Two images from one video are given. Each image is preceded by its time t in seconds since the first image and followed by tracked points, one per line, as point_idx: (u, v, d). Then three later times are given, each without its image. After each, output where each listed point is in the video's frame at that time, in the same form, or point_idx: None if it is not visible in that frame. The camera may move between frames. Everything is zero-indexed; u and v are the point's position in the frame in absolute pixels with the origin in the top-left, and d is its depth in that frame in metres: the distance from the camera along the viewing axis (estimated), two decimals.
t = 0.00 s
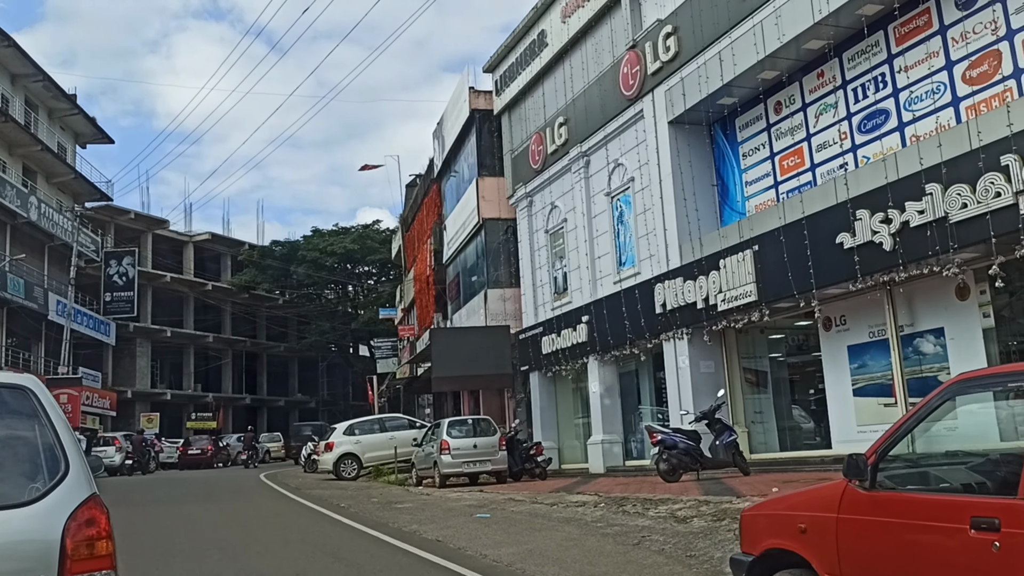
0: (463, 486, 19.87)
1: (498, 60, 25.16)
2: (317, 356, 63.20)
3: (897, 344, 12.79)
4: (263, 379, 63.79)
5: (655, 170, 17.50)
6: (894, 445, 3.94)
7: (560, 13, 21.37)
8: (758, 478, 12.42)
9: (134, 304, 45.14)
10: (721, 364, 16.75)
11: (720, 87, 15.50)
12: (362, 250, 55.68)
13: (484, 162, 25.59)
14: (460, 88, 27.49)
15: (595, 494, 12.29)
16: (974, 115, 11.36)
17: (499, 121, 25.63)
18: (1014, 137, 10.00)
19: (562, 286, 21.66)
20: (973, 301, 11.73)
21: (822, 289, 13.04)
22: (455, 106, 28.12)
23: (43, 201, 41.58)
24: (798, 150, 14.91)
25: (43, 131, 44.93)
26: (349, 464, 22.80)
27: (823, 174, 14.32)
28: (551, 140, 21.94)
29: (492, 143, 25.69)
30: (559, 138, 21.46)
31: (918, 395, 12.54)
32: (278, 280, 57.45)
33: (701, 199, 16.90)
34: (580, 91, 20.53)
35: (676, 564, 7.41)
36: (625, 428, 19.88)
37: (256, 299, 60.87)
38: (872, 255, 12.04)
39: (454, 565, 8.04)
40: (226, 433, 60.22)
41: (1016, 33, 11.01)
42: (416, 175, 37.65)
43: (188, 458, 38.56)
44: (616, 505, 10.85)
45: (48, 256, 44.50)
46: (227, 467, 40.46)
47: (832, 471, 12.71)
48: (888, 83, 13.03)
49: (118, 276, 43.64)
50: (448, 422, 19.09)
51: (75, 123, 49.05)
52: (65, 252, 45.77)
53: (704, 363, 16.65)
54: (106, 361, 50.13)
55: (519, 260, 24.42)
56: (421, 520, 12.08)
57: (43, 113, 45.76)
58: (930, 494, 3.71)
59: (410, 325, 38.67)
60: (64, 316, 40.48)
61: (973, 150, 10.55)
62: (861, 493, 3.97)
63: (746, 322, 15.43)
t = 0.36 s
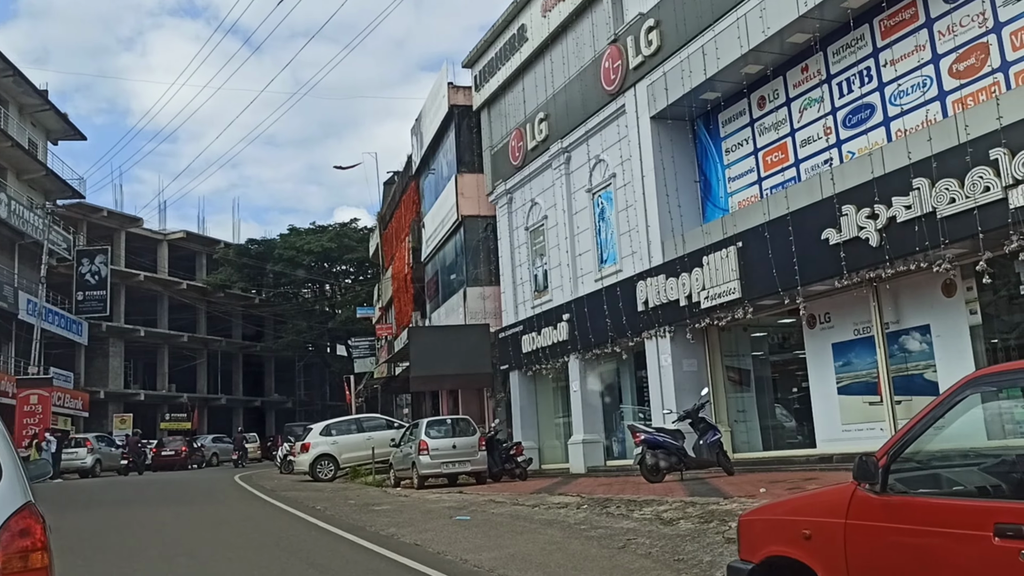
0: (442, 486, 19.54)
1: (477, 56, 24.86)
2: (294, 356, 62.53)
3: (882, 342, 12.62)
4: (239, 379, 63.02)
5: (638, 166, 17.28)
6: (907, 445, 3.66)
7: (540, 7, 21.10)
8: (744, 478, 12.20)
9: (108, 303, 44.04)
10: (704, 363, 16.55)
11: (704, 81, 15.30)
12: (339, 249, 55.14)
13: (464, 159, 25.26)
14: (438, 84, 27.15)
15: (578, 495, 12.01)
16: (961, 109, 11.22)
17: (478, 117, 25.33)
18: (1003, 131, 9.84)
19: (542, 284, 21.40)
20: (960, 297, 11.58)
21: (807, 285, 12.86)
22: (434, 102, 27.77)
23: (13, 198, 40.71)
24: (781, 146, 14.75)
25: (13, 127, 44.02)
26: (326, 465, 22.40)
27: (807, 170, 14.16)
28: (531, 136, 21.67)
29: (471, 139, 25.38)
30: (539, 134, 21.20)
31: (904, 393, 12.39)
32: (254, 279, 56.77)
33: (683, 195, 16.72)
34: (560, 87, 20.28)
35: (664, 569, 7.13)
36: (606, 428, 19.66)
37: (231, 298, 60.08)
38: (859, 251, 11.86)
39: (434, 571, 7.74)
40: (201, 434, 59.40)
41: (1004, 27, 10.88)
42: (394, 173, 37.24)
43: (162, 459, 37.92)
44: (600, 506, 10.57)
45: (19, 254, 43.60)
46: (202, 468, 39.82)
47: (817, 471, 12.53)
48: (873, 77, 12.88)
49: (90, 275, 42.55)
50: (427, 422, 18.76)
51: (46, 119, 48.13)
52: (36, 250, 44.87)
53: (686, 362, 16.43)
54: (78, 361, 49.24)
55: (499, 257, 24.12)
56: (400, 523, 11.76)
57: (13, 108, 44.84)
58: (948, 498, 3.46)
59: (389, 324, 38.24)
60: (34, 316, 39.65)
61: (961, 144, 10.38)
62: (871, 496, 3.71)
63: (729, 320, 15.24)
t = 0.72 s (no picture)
0: (417, 487, 19.13)
1: (453, 50, 24.47)
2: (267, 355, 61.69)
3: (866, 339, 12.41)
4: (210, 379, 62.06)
5: (617, 161, 17.00)
6: (927, 447, 3.36)
7: None
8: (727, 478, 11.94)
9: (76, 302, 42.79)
10: (684, 361, 16.27)
11: (684, 74, 15.03)
12: (313, 247, 54.45)
13: (439, 154, 24.85)
14: (413, 78, 26.69)
15: (558, 497, 11.67)
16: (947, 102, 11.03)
17: (454, 113, 24.93)
18: (992, 123, 9.63)
19: (520, 281, 21.06)
20: (945, 293, 11.39)
21: (790, 281, 12.62)
22: (409, 97, 27.33)
23: None
24: (763, 140, 14.52)
25: None
26: (298, 467, 21.89)
27: (789, 165, 13.94)
28: (508, 132, 21.32)
29: (447, 134, 24.98)
30: (516, 129, 20.86)
31: (888, 391, 12.19)
32: (226, 278, 55.91)
33: (662, 190, 16.47)
34: (538, 81, 19.94)
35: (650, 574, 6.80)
36: (584, 427, 19.36)
37: (203, 297, 59.14)
38: (843, 247, 11.63)
39: None
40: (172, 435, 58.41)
41: (991, 18, 10.70)
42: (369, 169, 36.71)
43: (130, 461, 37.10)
44: (581, 508, 10.24)
45: None
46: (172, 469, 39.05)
47: (801, 471, 12.29)
48: (857, 70, 12.67)
49: (58, 274, 41.42)
50: (402, 422, 18.35)
51: (12, 114, 47.01)
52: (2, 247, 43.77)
53: (666, 360, 16.16)
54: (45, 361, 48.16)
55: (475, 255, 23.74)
56: (373, 527, 11.36)
57: None
58: (974, 505, 3.15)
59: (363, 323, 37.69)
60: None
61: (948, 136, 10.17)
62: (887, 502, 3.39)
63: (710, 317, 14.98)
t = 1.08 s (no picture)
0: (389, 490, 18.60)
1: (424, 42, 23.94)
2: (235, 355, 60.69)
3: (850, 335, 12.10)
4: (177, 379, 60.85)
5: (593, 154, 16.60)
6: (976, 449, 2.94)
7: None
8: (708, 479, 11.58)
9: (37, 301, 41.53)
10: (662, 358, 15.90)
11: (663, 64, 14.66)
12: (282, 245, 53.58)
13: (410, 149, 24.31)
14: (384, 71, 26.11)
15: (534, 499, 11.22)
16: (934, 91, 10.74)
17: (426, 106, 24.40)
18: (983, 112, 9.34)
19: (493, 277, 20.60)
20: (931, 288, 11.11)
21: (772, 276, 12.29)
22: (380, 90, 26.72)
23: None
24: (743, 132, 14.19)
25: None
26: (264, 469, 21.25)
27: (770, 157, 13.63)
28: (481, 125, 20.84)
29: (418, 128, 24.44)
30: (489, 122, 20.40)
31: (872, 388, 11.90)
32: (193, 276, 54.83)
33: (640, 183, 16.12)
34: (512, 73, 19.49)
35: None
36: (560, 427, 18.96)
37: (169, 296, 57.93)
38: (828, 240, 11.31)
39: None
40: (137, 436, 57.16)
41: (979, 4, 10.42)
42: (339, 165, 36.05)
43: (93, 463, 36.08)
44: (559, 512, 9.80)
45: None
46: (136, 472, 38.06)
47: (783, 471, 11.97)
48: (840, 59, 12.37)
49: (18, 272, 40.09)
50: (372, 422, 17.81)
51: None
52: None
53: (644, 357, 15.78)
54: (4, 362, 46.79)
55: (447, 251, 23.22)
56: (342, 533, 10.81)
57: None
58: None
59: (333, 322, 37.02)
60: None
61: (937, 126, 9.87)
62: (928, 512, 2.98)
63: (689, 313, 14.63)
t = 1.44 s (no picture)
0: (365, 492, 17.94)
1: (402, 31, 23.27)
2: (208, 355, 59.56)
3: (847, 330, 11.64)
4: (147, 379, 59.58)
5: (578, 144, 16.05)
6: None
7: None
8: (702, 481, 11.05)
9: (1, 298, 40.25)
10: (649, 355, 15.39)
11: (650, 50, 14.13)
12: (256, 242, 52.59)
13: (387, 141, 23.63)
14: (360, 62, 25.40)
15: (520, 503, 10.62)
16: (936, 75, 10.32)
17: (403, 98, 23.74)
18: (994, 94, 8.91)
19: (473, 273, 19.99)
20: (933, 280, 10.68)
21: (767, 268, 11.81)
22: (355, 81, 25.99)
23: None
24: (734, 121, 13.72)
25: None
26: (236, 471, 20.50)
27: (762, 146, 13.16)
28: (461, 116, 20.23)
29: (395, 120, 23.78)
30: (469, 113, 19.79)
31: (870, 385, 11.46)
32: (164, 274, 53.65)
33: (625, 174, 15.62)
34: (492, 62, 18.88)
35: None
36: (542, 427, 18.41)
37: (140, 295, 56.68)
38: (826, 230, 10.84)
39: None
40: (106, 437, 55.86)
41: None
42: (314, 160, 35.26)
43: (60, 465, 35.00)
44: (548, 517, 9.22)
45: None
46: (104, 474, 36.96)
47: (777, 471, 11.50)
48: (836, 44, 11.92)
49: None
50: (348, 422, 17.16)
51: None
52: None
53: (630, 355, 15.26)
54: None
55: (426, 246, 22.57)
56: (316, 540, 10.15)
57: None
58: None
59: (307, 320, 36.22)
60: None
61: (944, 109, 9.43)
62: None
63: (678, 308, 14.12)
